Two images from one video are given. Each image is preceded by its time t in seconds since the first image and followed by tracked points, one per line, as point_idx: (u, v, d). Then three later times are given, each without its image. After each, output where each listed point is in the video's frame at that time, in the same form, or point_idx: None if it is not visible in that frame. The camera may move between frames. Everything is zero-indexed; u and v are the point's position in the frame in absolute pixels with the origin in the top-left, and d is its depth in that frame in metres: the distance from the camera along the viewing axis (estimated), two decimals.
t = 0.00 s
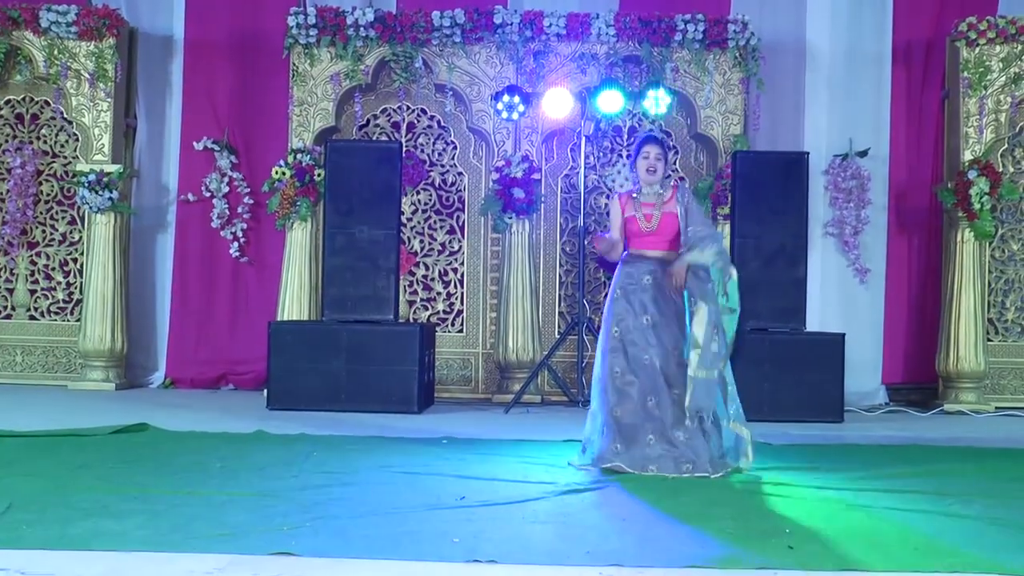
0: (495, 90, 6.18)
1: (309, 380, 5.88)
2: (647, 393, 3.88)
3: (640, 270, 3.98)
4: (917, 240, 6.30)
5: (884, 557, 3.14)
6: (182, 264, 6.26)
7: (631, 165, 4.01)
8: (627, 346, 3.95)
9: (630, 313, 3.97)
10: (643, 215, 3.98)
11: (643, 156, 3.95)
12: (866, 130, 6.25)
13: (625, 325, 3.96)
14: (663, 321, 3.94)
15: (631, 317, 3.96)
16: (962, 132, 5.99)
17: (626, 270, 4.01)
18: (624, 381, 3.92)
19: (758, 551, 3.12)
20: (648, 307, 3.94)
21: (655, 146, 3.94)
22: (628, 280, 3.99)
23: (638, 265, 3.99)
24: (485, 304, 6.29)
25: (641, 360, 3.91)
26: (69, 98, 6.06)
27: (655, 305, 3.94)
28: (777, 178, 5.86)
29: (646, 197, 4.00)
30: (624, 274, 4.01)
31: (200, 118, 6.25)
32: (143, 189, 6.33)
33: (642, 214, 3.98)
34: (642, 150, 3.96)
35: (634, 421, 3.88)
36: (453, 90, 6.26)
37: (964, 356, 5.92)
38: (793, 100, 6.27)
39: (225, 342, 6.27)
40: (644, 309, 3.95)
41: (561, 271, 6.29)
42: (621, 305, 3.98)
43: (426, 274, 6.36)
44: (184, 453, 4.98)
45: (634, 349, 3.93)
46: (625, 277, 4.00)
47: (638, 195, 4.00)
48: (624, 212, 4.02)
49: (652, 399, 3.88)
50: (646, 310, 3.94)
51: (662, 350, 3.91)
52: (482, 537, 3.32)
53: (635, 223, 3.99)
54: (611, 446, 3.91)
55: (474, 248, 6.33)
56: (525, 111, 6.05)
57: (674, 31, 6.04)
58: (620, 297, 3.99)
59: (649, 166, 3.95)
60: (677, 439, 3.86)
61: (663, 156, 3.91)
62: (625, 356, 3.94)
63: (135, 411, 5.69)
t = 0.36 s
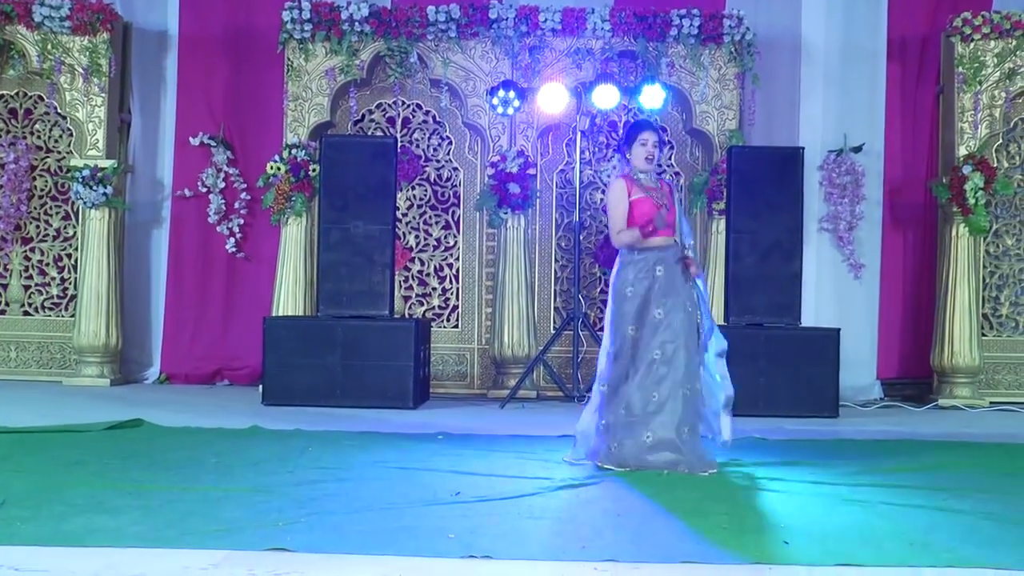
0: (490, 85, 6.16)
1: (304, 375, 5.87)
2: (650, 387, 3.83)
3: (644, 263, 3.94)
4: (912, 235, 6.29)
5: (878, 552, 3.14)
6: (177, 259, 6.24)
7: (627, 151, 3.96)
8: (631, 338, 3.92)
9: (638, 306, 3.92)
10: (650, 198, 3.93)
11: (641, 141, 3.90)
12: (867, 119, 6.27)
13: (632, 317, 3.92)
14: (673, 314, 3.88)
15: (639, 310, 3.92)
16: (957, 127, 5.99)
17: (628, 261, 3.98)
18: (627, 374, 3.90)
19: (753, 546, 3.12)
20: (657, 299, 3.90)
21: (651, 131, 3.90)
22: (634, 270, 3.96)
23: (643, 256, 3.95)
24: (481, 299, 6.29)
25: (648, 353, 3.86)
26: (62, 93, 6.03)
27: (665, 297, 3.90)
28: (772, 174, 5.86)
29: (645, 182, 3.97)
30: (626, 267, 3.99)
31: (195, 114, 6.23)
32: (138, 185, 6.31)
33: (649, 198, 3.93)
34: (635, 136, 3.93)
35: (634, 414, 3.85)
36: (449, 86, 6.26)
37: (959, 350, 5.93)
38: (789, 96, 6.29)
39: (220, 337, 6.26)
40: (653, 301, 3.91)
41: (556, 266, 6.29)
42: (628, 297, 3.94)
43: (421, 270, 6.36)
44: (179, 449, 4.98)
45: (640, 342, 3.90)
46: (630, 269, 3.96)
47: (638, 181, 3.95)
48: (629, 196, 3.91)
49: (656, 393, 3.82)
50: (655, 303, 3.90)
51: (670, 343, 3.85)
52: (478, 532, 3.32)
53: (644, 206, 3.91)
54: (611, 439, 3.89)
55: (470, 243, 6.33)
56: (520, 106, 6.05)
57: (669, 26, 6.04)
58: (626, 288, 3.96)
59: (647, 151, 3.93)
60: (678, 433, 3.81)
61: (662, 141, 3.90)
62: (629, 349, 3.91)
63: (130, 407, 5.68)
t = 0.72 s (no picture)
0: (486, 82, 6.17)
1: (300, 373, 5.87)
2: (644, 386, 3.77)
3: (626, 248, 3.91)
4: (907, 233, 6.30)
5: (873, 548, 3.15)
6: (174, 257, 6.23)
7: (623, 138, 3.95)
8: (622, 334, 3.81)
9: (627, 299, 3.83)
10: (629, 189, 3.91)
11: (630, 130, 3.89)
12: (856, 123, 6.24)
13: (621, 312, 3.83)
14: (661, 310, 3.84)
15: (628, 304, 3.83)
16: (952, 124, 5.99)
17: (616, 250, 3.93)
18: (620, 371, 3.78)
19: (749, 542, 3.13)
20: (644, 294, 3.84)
21: (643, 118, 3.88)
22: (620, 261, 3.90)
23: (629, 244, 3.91)
24: (477, 297, 6.30)
25: (639, 350, 3.79)
26: (57, 90, 6.03)
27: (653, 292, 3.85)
28: (767, 171, 5.86)
29: (636, 171, 3.93)
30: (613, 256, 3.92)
31: (192, 111, 6.20)
32: (133, 182, 6.27)
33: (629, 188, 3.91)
34: (629, 124, 3.92)
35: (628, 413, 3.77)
36: (445, 83, 6.26)
37: (954, 347, 5.94)
38: (784, 94, 6.25)
39: (217, 334, 6.25)
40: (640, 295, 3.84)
41: (552, 263, 6.30)
42: (615, 291, 3.85)
43: (417, 267, 6.35)
44: (175, 446, 4.98)
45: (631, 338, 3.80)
46: (617, 257, 3.90)
47: (628, 170, 3.94)
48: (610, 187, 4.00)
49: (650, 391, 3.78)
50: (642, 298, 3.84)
51: (660, 341, 3.82)
52: (474, 529, 3.32)
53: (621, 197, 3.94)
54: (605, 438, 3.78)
55: (466, 240, 6.32)
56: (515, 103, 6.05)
57: (665, 23, 6.03)
58: (613, 282, 3.87)
59: (637, 139, 3.90)
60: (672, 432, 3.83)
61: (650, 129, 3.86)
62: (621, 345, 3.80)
63: (126, 405, 5.67)
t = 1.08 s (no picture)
0: (478, 81, 6.13)
1: (290, 374, 5.81)
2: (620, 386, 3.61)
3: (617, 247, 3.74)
4: (903, 233, 6.24)
5: (869, 551, 3.09)
6: (162, 257, 6.16)
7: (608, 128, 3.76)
8: (599, 334, 3.67)
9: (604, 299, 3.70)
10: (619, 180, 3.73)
11: (614, 120, 3.72)
12: (855, 119, 6.20)
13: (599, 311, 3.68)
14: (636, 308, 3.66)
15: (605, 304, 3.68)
16: (949, 123, 5.93)
17: (600, 247, 3.77)
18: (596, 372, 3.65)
19: (741, 544, 3.08)
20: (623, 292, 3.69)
21: (629, 108, 3.71)
22: (604, 260, 3.74)
23: (613, 240, 3.76)
24: (469, 297, 6.24)
25: (615, 349, 3.64)
26: (45, 88, 5.96)
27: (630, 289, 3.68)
28: (762, 171, 5.81)
29: (623, 161, 3.71)
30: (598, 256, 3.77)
31: (181, 110, 6.14)
32: (122, 182, 6.22)
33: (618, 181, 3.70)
34: (614, 114, 3.75)
35: (605, 415, 3.61)
36: (437, 82, 6.21)
37: (950, 348, 5.88)
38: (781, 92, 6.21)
39: (205, 335, 6.19)
40: (620, 293, 3.69)
41: (545, 264, 6.24)
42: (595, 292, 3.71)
43: (409, 267, 6.29)
44: (163, 448, 4.92)
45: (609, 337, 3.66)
46: (604, 254, 3.75)
47: (615, 159, 3.71)
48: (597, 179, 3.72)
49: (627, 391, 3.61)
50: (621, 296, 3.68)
51: (637, 339, 3.64)
52: (465, 532, 3.26)
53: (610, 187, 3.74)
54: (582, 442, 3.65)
55: (458, 240, 6.26)
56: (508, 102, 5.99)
57: (658, 21, 5.99)
58: (593, 282, 3.72)
59: (622, 130, 3.70)
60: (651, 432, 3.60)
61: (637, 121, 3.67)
62: (597, 345, 3.66)
63: (114, 407, 5.61)
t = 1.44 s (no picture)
0: (476, 79, 6.02)
1: (284, 378, 5.69)
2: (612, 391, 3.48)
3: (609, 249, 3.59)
4: (910, 235, 6.12)
5: (880, 559, 2.98)
6: (154, 258, 6.05)
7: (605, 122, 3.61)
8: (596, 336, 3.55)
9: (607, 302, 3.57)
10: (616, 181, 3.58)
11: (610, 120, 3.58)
12: (858, 118, 6.05)
13: (598, 313, 3.56)
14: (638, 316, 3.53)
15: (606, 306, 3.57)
16: (957, 123, 5.81)
17: (598, 248, 3.62)
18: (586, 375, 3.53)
19: (746, 552, 2.96)
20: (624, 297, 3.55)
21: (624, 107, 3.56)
22: (599, 262, 3.60)
23: (609, 243, 3.61)
24: (467, 300, 6.12)
25: (609, 353, 3.51)
26: (35, 87, 5.86)
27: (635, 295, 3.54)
28: (765, 171, 5.69)
29: (619, 163, 3.62)
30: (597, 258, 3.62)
31: (173, 109, 6.04)
32: (113, 182, 6.12)
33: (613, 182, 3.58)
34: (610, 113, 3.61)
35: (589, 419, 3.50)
36: (435, 81, 6.10)
37: (959, 352, 5.76)
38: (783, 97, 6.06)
39: (198, 339, 6.08)
40: (620, 297, 3.55)
41: (545, 266, 6.12)
42: (594, 295, 3.58)
43: (405, 270, 6.17)
44: (155, 454, 4.80)
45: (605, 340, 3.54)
46: (598, 256, 3.61)
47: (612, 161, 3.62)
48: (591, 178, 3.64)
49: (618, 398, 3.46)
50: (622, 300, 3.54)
51: (634, 346, 3.51)
52: (464, 540, 3.14)
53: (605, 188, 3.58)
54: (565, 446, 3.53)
55: (456, 242, 6.15)
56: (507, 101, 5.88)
57: (660, 19, 5.88)
58: (592, 283, 3.59)
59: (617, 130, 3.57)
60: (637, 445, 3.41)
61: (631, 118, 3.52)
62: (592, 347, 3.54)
63: (106, 411, 5.50)
